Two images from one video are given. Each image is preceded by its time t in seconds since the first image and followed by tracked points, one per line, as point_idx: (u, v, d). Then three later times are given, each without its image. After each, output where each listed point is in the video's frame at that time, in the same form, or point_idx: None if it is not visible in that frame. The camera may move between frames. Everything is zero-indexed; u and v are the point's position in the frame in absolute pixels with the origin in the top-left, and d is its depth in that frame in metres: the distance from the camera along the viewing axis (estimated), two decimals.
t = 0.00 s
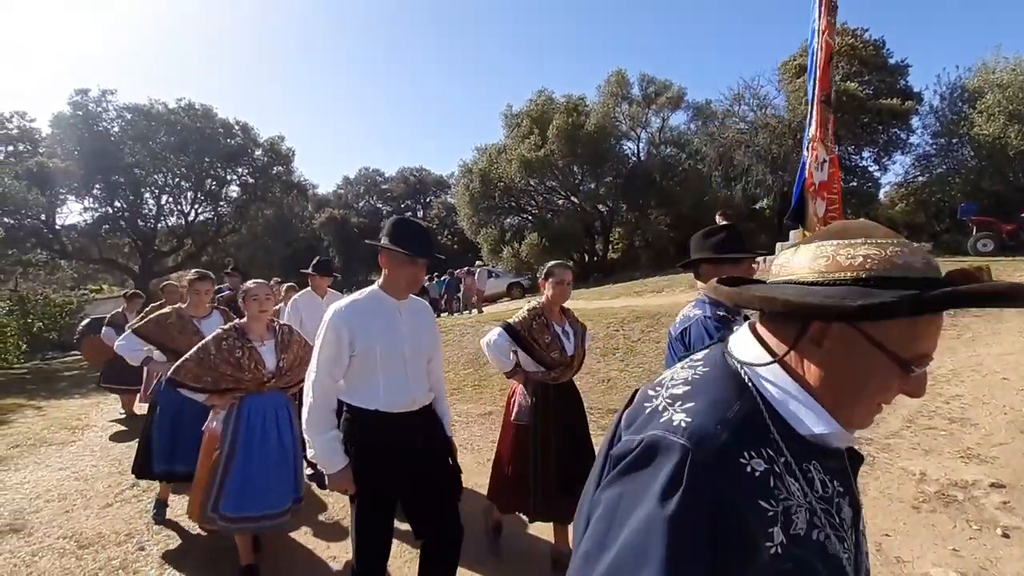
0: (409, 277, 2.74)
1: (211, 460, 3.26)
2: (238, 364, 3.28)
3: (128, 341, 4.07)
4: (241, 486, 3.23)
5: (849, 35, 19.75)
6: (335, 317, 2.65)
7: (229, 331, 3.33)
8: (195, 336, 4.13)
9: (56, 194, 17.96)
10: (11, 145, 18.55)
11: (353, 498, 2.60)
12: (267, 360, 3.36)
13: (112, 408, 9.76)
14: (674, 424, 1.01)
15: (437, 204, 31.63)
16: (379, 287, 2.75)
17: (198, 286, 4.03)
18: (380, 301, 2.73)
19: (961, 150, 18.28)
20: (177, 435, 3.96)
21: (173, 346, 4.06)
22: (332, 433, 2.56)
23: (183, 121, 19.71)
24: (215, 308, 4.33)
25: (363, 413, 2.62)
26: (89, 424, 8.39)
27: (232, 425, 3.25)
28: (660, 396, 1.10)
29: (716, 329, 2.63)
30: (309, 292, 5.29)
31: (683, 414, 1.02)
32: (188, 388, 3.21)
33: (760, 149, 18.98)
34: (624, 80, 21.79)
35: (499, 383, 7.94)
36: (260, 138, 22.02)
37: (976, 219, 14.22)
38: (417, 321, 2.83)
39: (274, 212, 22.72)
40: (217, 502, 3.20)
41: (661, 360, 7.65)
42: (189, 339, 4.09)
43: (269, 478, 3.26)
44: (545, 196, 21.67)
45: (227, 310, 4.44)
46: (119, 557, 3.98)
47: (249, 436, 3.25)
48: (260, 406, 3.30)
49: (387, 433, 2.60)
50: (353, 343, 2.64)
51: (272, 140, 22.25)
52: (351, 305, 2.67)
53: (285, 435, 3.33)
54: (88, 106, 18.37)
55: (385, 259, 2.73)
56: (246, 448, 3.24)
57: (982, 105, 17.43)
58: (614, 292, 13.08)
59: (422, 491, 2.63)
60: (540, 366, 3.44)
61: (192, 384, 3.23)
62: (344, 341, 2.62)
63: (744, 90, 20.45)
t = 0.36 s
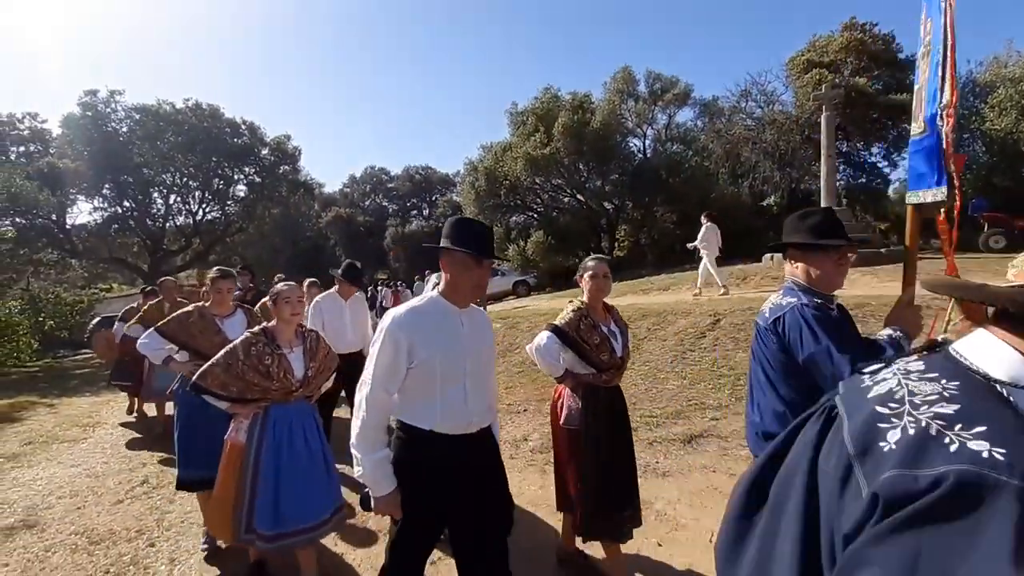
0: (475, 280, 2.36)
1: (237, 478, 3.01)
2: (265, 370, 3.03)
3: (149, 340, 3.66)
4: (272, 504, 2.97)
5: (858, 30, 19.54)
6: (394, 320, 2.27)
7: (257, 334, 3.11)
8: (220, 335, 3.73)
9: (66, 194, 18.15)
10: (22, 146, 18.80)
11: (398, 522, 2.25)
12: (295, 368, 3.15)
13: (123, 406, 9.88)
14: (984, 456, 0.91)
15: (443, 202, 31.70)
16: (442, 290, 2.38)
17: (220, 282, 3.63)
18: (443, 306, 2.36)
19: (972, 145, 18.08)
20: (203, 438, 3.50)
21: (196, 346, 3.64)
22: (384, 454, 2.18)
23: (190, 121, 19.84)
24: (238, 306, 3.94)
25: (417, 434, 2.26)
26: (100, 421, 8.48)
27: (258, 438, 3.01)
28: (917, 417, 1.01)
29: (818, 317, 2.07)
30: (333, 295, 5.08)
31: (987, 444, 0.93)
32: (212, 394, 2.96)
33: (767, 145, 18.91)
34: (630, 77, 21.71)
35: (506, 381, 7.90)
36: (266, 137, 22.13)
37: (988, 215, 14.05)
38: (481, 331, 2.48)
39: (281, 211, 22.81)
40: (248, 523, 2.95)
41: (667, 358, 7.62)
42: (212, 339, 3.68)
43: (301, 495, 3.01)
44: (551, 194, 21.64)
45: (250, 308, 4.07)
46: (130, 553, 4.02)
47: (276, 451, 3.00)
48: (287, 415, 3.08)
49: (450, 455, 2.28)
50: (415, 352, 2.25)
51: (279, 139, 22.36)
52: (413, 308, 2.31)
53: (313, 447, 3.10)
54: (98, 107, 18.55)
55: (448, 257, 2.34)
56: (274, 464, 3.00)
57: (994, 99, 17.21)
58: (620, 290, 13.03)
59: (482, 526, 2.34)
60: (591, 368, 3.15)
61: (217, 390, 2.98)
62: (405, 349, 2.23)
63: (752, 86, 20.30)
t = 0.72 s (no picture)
0: (557, 264, 1.98)
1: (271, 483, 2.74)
2: (303, 370, 2.70)
3: (159, 347, 3.41)
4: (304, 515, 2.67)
5: (866, 25, 19.38)
6: (467, 307, 1.92)
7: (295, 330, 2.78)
8: (234, 338, 3.48)
9: (75, 194, 18.36)
10: (33, 146, 19.04)
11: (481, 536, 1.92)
12: (336, 369, 2.80)
13: (132, 404, 9.99)
14: None
15: (448, 201, 31.75)
16: (521, 274, 1.99)
17: (232, 280, 3.38)
18: (522, 292, 1.97)
19: (983, 141, 17.88)
20: (224, 437, 3.36)
21: (212, 351, 3.43)
22: (461, 456, 1.83)
23: (197, 121, 19.98)
24: (250, 306, 3.69)
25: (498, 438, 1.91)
26: (109, 418, 8.58)
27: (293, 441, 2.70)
28: None
29: (943, 332, 1.62)
30: (364, 289, 4.71)
31: None
32: (248, 392, 2.66)
33: (774, 142, 18.76)
34: (635, 74, 21.64)
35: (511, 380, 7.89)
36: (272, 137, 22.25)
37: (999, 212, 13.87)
38: (565, 322, 2.09)
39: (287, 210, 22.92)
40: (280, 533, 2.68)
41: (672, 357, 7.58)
42: (230, 343, 3.46)
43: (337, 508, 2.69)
44: (556, 193, 21.60)
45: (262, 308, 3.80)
46: (139, 549, 4.06)
47: (312, 458, 2.69)
48: (325, 419, 2.75)
49: (531, 463, 1.91)
50: (493, 342, 1.90)
51: (285, 139, 22.47)
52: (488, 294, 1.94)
53: (352, 456, 2.77)
54: (106, 108, 18.74)
55: (528, 235, 1.96)
56: (309, 472, 2.69)
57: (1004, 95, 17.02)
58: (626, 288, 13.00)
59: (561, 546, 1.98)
60: (654, 374, 2.77)
61: (251, 388, 2.68)
62: (481, 338, 1.89)
63: (758, 83, 20.17)
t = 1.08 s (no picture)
0: (613, 265, 1.87)
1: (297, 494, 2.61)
2: (323, 371, 2.60)
3: (168, 346, 3.33)
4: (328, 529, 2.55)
5: (872, 22, 19.28)
6: (526, 317, 1.78)
7: (319, 329, 2.69)
8: (246, 338, 3.37)
9: (82, 194, 18.50)
10: (40, 147, 19.22)
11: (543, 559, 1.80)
12: (359, 372, 2.68)
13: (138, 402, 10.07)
14: None
15: (452, 200, 31.79)
16: (575, 279, 1.89)
17: (246, 278, 3.25)
18: (577, 300, 1.85)
19: (990, 138, 17.74)
20: (235, 447, 3.32)
21: (224, 350, 3.33)
22: (521, 476, 1.70)
23: (202, 120, 20.07)
24: (260, 302, 3.58)
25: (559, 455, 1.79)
26: (116, 416, 8.67)
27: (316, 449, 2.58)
28: None
29: None
30: (387, 288, 4.67)
31: None
32: (268, 392, 2.62)
33: (779, 141, 18.42)
34: (639, 72, 21.58)
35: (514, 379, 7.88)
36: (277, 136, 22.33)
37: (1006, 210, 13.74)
38: (618, 329, 1.98)
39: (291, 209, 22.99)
40: (301, 552, 2.52)
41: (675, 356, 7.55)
42: (242, 342, 3.35)
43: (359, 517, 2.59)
44: (559, 191, 21.53)
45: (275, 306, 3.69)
46: (145, 545, 4.10)
47: (338, 464, 2.59)
48: (346, 425, 2.62)
49: (587, 479, 1.82)
50: (551, 355, 1.76)
51: (289, 138, 22.55)
52: (546, 301, 1.80)
53: (376, 461, 2.66)
54: (112, 108, 18.85)
55: (580, 235, 1.85)
56: (335, 480, 2.58)
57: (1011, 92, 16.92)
58: (629, 287, 12.95)
59: (611, 564, 1.89)
60: (700, 382, 2.64)
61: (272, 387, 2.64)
62: (539, 350, 1.75)
63: (763, 80, 20.05)
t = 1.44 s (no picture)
0: (714, 265, 1.58)
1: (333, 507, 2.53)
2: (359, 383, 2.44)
3: (189, 349, 3.24)
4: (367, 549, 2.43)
5: (877, 19, 19.17)
6: (620, 337, 1.51)
7: (352, 334, 2.54)
8: (266, 342, 3.24)
9: (87, 193, 18.61)
10: (45, 146, 19.32)
11: None
12: (399, 384, 2.52)
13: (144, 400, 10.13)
14: None
15: (455, 198, 31.81)
16: (667, 284, 1.62)
17: (272, 280, 3.17)
18: (674, 311, 1.57)
19: (996, 136, 17.67)
20: (254, 457, 3.22)
21: (244, 355, 3.22)
22: (630, 531, 1.47)
23: (206, 119, 20.14)
24: (284, 306, 3.48)
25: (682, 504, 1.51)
26: (121, 414, 8.72)
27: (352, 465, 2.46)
28: None
29: None
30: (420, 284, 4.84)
31: None
32: (298, 404, 2.48)
33: (783, 138, 18.56)
34: (643, 70, 21.53)
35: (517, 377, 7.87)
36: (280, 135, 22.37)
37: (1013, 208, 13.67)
38: (714, 341, 1.72)
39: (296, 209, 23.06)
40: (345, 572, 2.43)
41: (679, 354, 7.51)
42: (262, 346, 3.23)
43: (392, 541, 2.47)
44: (563, 190, 21.48)
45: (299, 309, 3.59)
46: (151, 542, 4.13)
47: (377, 482, 2.47)
48: (387, 440, 2.49)
49: (702, 530, 1.53)
50: (654, 384, 1.49)
51: (292, 137, 22.59)
52: (639, 316, 1.54)
53: (414, 478, 2.55)
54: (117, 108, 18.94)
55: (672, 233, 1.58)
56: (375, 498, 2.47)
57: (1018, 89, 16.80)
58: (633, 285, 12.90)
59: None
60: (782, 388, 2.37)
61: (303, 399, 2.49)
62: (641, 379, 1.48)
63: (767, 78, 19.93)
